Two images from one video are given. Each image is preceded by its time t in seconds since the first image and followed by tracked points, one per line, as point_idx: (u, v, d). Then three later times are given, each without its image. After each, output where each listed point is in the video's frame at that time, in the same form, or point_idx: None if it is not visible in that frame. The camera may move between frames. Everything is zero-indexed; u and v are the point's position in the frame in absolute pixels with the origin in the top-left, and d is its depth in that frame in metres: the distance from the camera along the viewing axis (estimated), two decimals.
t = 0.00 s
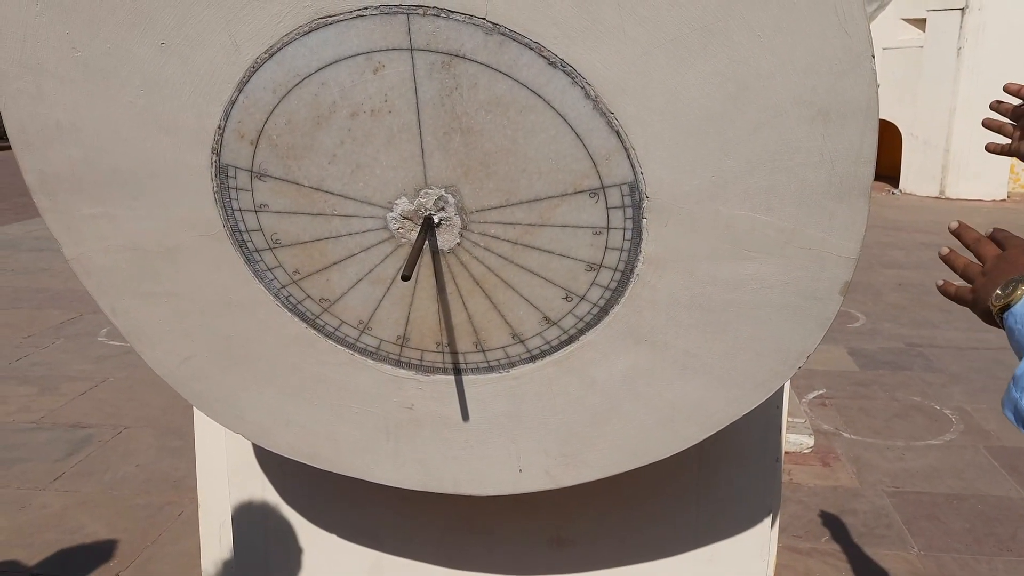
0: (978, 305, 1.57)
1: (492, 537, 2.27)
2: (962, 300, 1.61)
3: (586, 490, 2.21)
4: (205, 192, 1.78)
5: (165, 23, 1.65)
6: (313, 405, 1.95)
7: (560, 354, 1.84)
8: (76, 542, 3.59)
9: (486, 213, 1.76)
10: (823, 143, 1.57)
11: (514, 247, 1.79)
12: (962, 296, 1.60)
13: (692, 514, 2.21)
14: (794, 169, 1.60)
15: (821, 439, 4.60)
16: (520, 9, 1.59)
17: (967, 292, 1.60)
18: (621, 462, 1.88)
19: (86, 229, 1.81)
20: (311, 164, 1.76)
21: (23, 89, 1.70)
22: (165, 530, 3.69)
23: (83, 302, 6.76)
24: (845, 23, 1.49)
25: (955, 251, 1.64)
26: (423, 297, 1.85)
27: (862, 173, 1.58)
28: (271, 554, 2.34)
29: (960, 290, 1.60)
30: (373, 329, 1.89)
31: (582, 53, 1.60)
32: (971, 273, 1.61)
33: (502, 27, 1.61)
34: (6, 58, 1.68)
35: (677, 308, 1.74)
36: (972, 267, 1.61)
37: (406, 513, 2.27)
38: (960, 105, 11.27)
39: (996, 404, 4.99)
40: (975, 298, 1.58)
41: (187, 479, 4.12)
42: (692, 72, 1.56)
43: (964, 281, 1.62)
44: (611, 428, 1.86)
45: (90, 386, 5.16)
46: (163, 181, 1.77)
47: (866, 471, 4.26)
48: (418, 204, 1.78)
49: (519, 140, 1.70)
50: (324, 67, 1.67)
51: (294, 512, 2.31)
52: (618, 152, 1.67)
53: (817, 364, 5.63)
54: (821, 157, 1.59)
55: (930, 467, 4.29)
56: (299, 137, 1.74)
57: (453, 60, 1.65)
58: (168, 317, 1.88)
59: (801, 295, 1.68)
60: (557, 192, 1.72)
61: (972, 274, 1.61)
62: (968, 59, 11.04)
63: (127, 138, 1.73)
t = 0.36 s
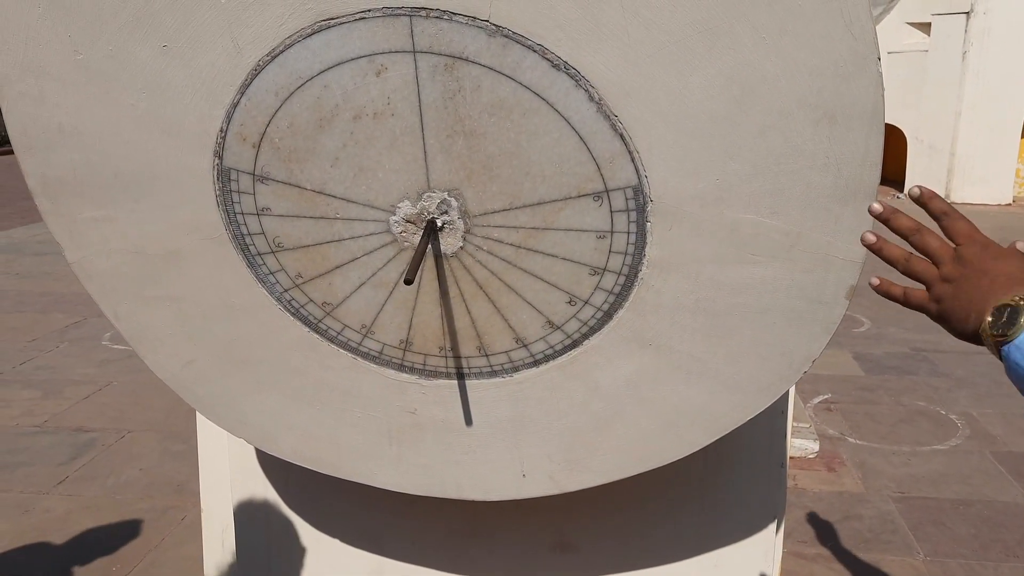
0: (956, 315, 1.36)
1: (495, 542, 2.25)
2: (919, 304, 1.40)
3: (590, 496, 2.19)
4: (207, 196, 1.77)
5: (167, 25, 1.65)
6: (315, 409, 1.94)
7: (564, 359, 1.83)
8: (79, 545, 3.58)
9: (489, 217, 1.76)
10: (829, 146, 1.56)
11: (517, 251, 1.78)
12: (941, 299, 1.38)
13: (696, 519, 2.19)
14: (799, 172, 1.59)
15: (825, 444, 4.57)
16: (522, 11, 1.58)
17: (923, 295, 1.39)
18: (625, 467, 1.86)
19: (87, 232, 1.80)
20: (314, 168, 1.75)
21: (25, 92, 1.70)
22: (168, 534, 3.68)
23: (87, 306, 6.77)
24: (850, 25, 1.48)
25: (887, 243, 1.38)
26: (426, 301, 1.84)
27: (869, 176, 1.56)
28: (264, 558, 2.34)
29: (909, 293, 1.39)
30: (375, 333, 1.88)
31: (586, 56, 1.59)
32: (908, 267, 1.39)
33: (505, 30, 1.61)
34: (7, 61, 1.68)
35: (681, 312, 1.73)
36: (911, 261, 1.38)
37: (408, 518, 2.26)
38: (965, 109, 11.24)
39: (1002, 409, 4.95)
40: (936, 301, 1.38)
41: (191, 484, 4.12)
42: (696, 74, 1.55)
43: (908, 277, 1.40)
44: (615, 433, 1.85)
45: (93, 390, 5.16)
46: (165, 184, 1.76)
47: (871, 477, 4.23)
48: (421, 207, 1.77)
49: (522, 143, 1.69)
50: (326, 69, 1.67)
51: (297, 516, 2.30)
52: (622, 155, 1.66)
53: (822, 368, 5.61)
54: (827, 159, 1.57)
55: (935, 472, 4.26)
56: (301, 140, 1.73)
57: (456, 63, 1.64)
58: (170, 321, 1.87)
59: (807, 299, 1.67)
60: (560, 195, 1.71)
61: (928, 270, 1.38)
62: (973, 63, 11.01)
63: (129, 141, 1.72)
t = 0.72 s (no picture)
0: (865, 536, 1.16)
1: (497, 547, 2.24)
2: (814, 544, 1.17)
3: (591, 501, 2.18)
4: (207, 199, 1.76)
5: (166, 28, 1.64)
6: (315, 413, 1.92)
7: (566, 363, 1.81)
8: (80, 550, 3.57)
9: (490, 220, 1.74)
10: (832, 149, 1.55)
11: (518, 254, 1.77)
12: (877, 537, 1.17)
13: (699, 524, 2.18)
14: (802, 175, 1.57)
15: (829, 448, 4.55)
16: (523, 13, 1.57)
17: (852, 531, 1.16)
18: (627, 472, 1.85)
19: (87, 236, 1.79)
20: (314, 171, 1.74)
21: (24, 95, 1.69)
22: (169, 537, 3.68)
23: (90, 310, 6.77)
24: (853, 26, 1.47)
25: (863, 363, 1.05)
26: (426, 304, 1.83)
27: (872, 179, 1.55)
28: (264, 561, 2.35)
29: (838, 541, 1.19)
30: (376, 337, 1.87)
31: (587, 58, 1.58)
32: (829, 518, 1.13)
33: (506, 31, 1.60)
34: (6, 64, 1.68)
35: (683, 316, 1.71)
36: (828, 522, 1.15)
37: (409, 523, 2.24)
38: (969, 112, 11.22)
39: (1007, 413, 4.93)
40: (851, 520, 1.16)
41: (192, 488, 4.11)
42: (698, 76, 1.54)
43: (832, 523, 1.14)
44: (617, 437, 1.83)
45: (96, 394, 5.16)
46: (164, 187, 1.75)
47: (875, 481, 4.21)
48: (422, 211, 1.76)
49: (523, 146, 1.68)
50: (325, 72, 1.66)
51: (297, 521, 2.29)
52: (624, 158, 1.65)
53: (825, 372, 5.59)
54: (830, 162, 1.56)
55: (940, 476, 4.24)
56: (300, 143, 1.72)
57: (456, 65, 1.63)
58: (169, 325, 1.87)
59: (810, 303, 1.65)
60: (561, 198, 1.70)
61: (849, 495, 1.12)
62: (976, 66, 10.99)
63: (129, 144, 1.72)
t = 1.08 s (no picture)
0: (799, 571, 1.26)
1: (499, 550, 2.23)
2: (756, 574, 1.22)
3: (594, 503, 2.16)
4: (206, 200, 1.76)
5: (165, 28, 1.64)
6: (315, 415, 1.92)
7: (567, 365, 1.81)
8: (82, 553, 3.56)
9: (490, 221, 1.74)
10: (834, 148, 1.54)
11: (518, 255, 1.76)
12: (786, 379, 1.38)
13: (702, 527, 2.16)
14: (804, 175, 1.56)
15: (832, 449, 4.54)
16: (522, 12, 1.57)
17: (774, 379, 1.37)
18: (628, 474, 1.84)
19: (86, 238, 1.79)
20: (313, 172, 1.74)
21: (23, 97, 1.69)
22: (171, 540, 3.67)
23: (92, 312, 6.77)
24: (855, 25, 1.46)
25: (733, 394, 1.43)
26: (427, 306, 1.82)
27: (874, 179, 1.54)
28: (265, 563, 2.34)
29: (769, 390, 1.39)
30: (376, 339, 1.86)
31: (587, 57, 1.58)
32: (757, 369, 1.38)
33: (505, 31, 1.59)
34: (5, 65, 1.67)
35: (685, 317, 1.70)
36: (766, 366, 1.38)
37: (410, 525, 2.23)
38: (971, 113, 11.21)
39: (1011, 414, 4.91)
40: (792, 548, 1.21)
41: (194, 490, 4.10)
42: (699, 76, 1.53)
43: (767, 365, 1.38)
44: (619, 439, 1.82)
45: (98, 396, 5.16)
46: (163, 189, 1.75)
47: (878, 483, 4.19)
48: (421, 212, 1.75)
49: (523, 147, 1.67)
50: (325, 72, 1.65)
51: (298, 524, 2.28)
52: (625, 158, 1.64)
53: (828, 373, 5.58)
54: (832, 162, 1.55)
55: (943, 478, 4.22)
56: (300, 144, 1.72)
57: (456, 65, 1.62)
58: (169, 327, 1.86)
59: (812, 304, 1.64)
60: (562, 199, 1.69)
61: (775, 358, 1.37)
62: (979, 67, 10.97)
63: (128, 145, 1.71)
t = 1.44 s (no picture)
0: None
1: (500, 551, 2.22)
2: None
3: (596, 503, 2.16)
4: (207, 200, 1.75)
5: (165, 28, 1.63)
6: (317, 416, 1.91)
7: (568, 364, 1.80)
8: (84, 554, 3.56)
9: (492, 221, 1.73)
10: (836, 147, 1.53)
11: (520, 255, 1.75)
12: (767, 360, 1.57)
13: (704, 527, 2.16)
14: (806, 173, 1.56)
15: (834, 449, 4.53)
16: (523, 11, 1.56)
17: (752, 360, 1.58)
18: (631, 475, 1.83)
19: (87, 238, 1.79)
20: (314, 171, 1.73)
21: (24, 96, 1.68)
22: (173, 541, 3.67)
23: (94, 314, 6.77)
24: (857, 23, 1.45)
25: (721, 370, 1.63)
26: (428, 306, 1.81)
27: (877, 177, 1.53)
28: (267, 564, 2.34)
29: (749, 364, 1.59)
30: (378, 339, 1.85)
31: (588, 56, 1.57)
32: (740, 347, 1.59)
33: (506, 30, 1.58)
34: (6, 65, 1.67)
35: (687, 317, 1.70)
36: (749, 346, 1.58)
37: (411, 525, 2.23)
38: (973, 112, 11.19)
39: (1014, 414, 4.90)
40: None
41: (196, 491, 4.10)
42: (701, 74, 1.53)
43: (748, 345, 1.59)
44: (621, 440, 1.82)
45: (99, 397, 5.15)
46: (163, 189, 1.75)
47: (880, 482, 4.19)
48: (423, 212, 1.75)
49: (525, 146, 1.66)
50: (325, 72, 1.65)
51: (300, 524, 2.28)
52: (627, 157, 1.63)
53: (830, 373, 5.57)
54: (834, 160, 1.54)
55: (946, 478, 4.21)
56: (300, 143, 1.71)
57: (457, 64, 1.62)
58: (170, 327, 1.86)
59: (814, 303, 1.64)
60: (563, 198, 1.69)
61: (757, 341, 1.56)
62: (981, 66, 10.96)
63: (128, 145, 1.71)
